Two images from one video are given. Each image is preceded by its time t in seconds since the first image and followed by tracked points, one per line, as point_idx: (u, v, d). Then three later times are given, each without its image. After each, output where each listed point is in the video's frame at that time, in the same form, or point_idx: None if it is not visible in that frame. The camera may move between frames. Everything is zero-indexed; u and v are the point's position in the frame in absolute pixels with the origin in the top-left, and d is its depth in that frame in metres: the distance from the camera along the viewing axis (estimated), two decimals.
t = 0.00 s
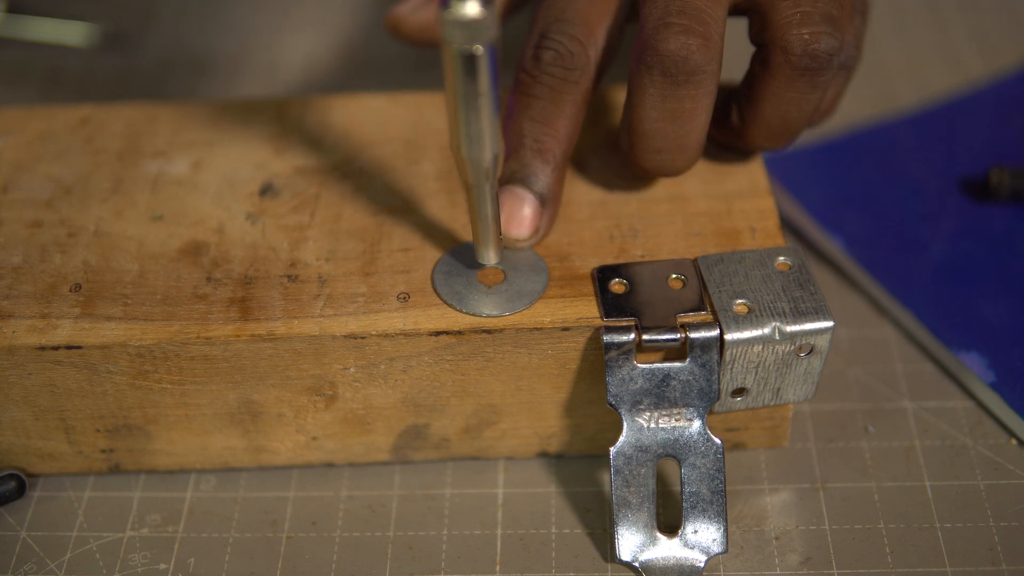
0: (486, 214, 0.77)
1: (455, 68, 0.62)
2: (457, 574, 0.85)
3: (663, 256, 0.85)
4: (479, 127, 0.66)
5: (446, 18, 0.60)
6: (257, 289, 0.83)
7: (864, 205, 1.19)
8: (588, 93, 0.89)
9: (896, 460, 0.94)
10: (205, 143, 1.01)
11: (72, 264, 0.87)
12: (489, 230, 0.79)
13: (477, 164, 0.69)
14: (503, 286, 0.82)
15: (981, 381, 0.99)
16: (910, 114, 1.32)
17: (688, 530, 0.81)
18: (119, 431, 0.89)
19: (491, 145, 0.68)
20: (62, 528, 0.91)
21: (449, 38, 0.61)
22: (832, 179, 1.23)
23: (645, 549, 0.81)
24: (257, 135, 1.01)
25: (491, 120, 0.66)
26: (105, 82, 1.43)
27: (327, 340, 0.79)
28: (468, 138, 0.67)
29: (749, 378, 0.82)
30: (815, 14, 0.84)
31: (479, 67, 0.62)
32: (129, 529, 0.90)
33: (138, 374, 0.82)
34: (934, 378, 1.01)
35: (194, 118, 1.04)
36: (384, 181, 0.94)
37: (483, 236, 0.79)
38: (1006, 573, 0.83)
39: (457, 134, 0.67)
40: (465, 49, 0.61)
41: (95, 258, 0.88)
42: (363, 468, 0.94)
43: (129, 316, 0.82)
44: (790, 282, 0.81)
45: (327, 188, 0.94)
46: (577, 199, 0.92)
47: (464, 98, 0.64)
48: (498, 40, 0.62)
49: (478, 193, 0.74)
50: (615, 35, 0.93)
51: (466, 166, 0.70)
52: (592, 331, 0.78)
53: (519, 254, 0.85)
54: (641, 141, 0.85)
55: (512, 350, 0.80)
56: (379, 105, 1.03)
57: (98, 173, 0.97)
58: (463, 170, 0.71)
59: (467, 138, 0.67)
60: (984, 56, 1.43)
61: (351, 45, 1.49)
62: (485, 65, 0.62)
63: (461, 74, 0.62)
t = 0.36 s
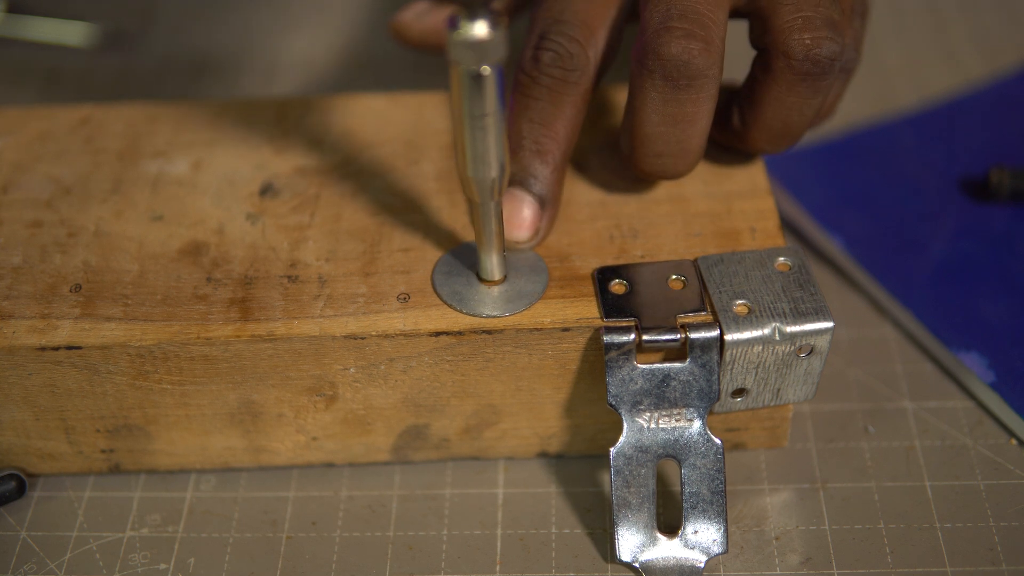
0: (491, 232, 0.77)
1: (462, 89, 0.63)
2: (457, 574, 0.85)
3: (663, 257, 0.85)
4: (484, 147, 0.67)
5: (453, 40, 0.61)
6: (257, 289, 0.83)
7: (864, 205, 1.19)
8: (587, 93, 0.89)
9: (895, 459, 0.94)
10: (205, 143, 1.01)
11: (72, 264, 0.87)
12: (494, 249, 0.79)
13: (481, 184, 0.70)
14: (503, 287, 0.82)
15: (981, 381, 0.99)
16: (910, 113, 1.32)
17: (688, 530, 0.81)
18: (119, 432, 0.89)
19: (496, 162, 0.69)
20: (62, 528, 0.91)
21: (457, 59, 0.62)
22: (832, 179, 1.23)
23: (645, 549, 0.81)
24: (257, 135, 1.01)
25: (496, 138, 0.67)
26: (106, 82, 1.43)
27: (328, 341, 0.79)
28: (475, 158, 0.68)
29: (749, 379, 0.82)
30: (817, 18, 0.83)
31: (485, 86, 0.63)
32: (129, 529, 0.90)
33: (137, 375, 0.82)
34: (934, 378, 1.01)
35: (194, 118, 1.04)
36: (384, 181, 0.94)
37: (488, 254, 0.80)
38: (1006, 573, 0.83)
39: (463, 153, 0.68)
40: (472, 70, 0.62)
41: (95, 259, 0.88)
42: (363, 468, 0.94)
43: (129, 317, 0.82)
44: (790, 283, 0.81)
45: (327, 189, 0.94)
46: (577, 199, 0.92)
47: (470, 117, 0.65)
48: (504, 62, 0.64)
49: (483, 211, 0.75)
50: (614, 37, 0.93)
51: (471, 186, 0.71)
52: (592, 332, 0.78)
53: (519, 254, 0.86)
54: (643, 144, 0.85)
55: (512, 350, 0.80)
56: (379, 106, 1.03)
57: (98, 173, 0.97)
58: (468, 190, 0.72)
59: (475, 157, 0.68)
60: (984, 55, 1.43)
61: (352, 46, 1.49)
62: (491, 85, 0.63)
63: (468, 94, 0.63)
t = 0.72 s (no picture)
0: (491, 239, 0.78)
1: (464, 97, 0.63)
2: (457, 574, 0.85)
3: (663, 258, 0.85)
4: (486, 154, 0.67)
5: (456, 47, 0.61)
6: (257, 290, 0.83)
7: (865, 205, 1.19)
8: (588, 96, 0.89)
9: (895, 460, 0.94)
10: (205, 144, 1.01)
11: (72, 265, 0.87)
12: (494, 255, 0.80)
13: (482, 189, 0.71)
14: (504, 289, 0.82)
15: (981, 381, 0.99)
16: (911, 113, 1.32)
17: (688, 532, 0.81)
18: (119, 433, 0.89)
19: (498, 168, 0.69)
20: (62, 528, 0.91)
21: (459, 67, 0.62)
22: (832, 179, 1.23)
23: (645, 551, 0.81)
24: (257, 136, 1.01)
25: (498, 145, 0.67)
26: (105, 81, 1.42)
27: (328, 342, 0.79)
28: (477, 164, 0.68)
29: (749, 381, 0.82)
30: (819, 22, 0.83)
31: (487, 94, 0.63)
32: (129, 529, 0.90)
33: (137, 376, 0.82)
34: (934, 378, 1.01)
35: (194, 118, 1.04)
36: (384, 182, 0.94)
37: (487, 260, 0.80)
38: (1006, 573, 0.84)
39: (465, 159, 0.68)
40: (475, 78, 0.62)
41: (95, 260, 0.88)
42: (363, 469, 0.94)
43: (129, 318, 0.82)
44: (790, 285, 0.81)
45: (327, 190, 0.94)
46: (577, 200, 0.92)
47: (472, 125, 0.65)
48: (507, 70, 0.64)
49: (484, 218, 0.75)
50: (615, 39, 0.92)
51: (473, 192, 0.71)
52: (592, 333, 0.78)
53: (519, 256, 0.86)
54: (645, 146, 0.86)
55: (512, 352, 0.80)
56: (379, 107, 1.03)
57: (98, 174, 0.97)
58: (469, 195, 0.72)
59: (477, 163, 0.68)
60: (984, 56, 1.43)
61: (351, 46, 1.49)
62: (495, 93, 0.63)
63: (470, 102, 0.63)
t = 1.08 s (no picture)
0: (493, 241, 0.78)
1: (467, 98, 0.64)
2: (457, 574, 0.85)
3: (663, 259, 0.85)
4: (489, 155, 0.67)
5: (461, 51, 0.62)
6: (257, 291, 0.83)
7: (865, 205, 1.19)
8: (587, 97, 0.89)
9: (895, 460, 0.94)
10: (205, 144, 1.01)
11: (72, 266, 0.87)
12: (494, 255, 0.80)
13: (485, 192, 0.71)
14: (504, 290, 0.82)
15: (981, 381, 0.99)
16: (911, 113, 1.32)
17: (688, 532, 0.81)
18: (119, 433, 0.89)
19: (502, 171, 0.69)
20: (62, 528, 0.91)
21: (463, 69, 0.62)
22: (832, 179, 1.23)
23: (646, 552, 0.81)
24: (256, 136, 1.01)
25: (502, 148, 0.68)
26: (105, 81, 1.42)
27: (328, 343, 0.79)
28: (481, 167, 0.68)
29: (749, 381, 0.82)
30: (811, 19, 0.83)
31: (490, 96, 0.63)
32: (129, 529, 0.91)
33: (138, 377, 0.82)
34: (934, 378, 1.01)
35: (194, 119, 1.04)
36: (384, 183, 0.94)
37: (487, 261, 0.80)
38: (1006, 573, 0.84)
39: (467, 162, 0.69)
40: (478, 80, 0.63)
41: (95, 261, 0.88)
42: (363, 469, 0.94)
43: (129, 319, 0.82)
44: (789, 285, 0.81)
45: (327, 190, 0.94)
46: (577, 201, 0.92)
47: (475, 128, 0.65)
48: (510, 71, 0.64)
49: (487, 220, 0.76)
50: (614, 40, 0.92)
51: (476, 195, 0.72)
52: (592, 334, 0.78)
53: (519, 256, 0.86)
54: (644, 143, 0.86)
55: (512, 353, 0.80)
56: (379, 107, 1.03)
57: (98, 174, 0.97)
58: (472, 198, 0.73)
59: (480, 165, 0.68)
60: (984, 55, 1.43)
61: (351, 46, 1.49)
62: (498, 95, 0.64)
63: (473, 104, 0.64)
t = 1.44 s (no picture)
0: (493, 241, 0.78)
1: (469, 97, 0.64)
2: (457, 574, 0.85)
3: (664, 259, 0.85)
4: (490, 154, 0.67)
5: (461, 49, 0.62)
6: (257, 291, 0.83)
7: (865, 205, 1.19)
8: (632, 57, 0.92)
9: (895, 459, 0.94)
10: (205, 144, 1.01)
11: (72, 266, 0.87)
12: (494, 255, 0.79)
13: (485, 191, 0.71)
14: (504, 290, 0.82)
15: (981, 381, 0.99)
16: (911, 113, 1.32)
17: (688, 533, 0.81)
18: (119, 433, 0.89)
19: (502, 170, 0.69)
20: (62, 528, 0.91)
21: (464, 69, 0.63)
22: (832, 179, 1.23)
23: (646, 553, 0.80)
24: (257, 136, 1.01)
25: (502, 147, 0.68)
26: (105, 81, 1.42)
27: (328, 343, 0.79)
28: (481, 166, 0.68)
29: (749, 382, 0.82)
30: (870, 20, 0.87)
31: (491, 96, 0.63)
32: (129, 529, 0.90)
33: (137, 377, 0.82)
34: (934, 378, 1.01)
35: (194, 119, 1.04)
36: (385, 183, 0.94)
37: (487, 261, 0.80)
38: (1006, 573, 0.84)
39: (468, 160, 0.69)
40: (479, 79, 0.63)
41: (95, 261, 0.88)
42: (363, 469, 0.94)
43: (129, 319, 0.82)
44: (789, 285, 0.81)
45: (327, 190, 0.94)
46: (578, 201, 0.92)
47: (476, 127, 0.65)
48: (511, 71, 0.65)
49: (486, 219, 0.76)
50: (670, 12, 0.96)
51: (476, 194, 0.72)
52: (592, 334, 0.78)
53: (519, 256, 0.86)
54: (679, 109, 0.88)
55: (512, 353, 0.80)
56: (379, 107, 1.03)
57: (98, 174, 0.97)
58: (472, 198, 0.73)
59: (480, 164, 0.68)
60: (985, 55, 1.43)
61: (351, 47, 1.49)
62: (498, 94, 0.64)
63: (474, 103, 0.64)
